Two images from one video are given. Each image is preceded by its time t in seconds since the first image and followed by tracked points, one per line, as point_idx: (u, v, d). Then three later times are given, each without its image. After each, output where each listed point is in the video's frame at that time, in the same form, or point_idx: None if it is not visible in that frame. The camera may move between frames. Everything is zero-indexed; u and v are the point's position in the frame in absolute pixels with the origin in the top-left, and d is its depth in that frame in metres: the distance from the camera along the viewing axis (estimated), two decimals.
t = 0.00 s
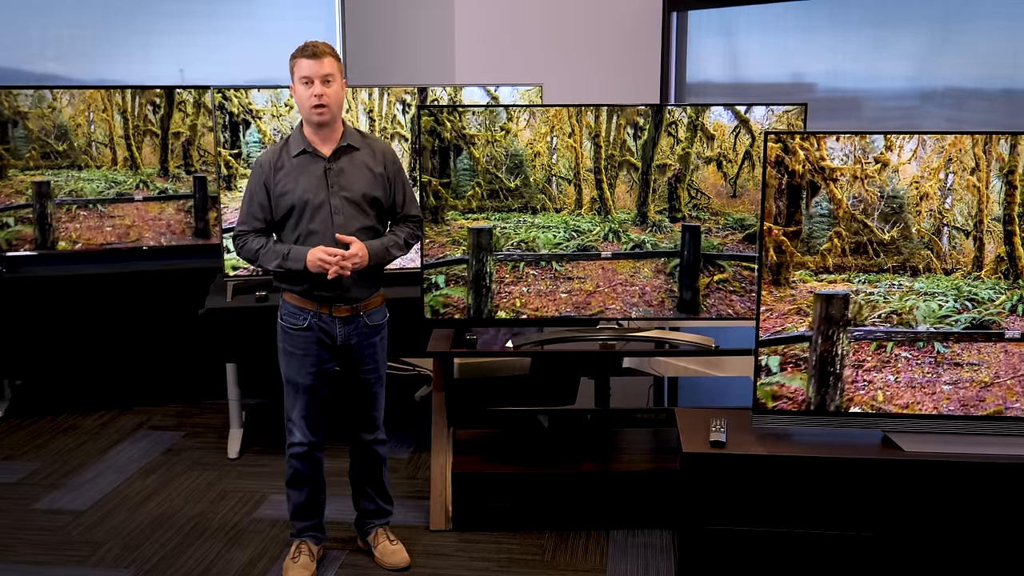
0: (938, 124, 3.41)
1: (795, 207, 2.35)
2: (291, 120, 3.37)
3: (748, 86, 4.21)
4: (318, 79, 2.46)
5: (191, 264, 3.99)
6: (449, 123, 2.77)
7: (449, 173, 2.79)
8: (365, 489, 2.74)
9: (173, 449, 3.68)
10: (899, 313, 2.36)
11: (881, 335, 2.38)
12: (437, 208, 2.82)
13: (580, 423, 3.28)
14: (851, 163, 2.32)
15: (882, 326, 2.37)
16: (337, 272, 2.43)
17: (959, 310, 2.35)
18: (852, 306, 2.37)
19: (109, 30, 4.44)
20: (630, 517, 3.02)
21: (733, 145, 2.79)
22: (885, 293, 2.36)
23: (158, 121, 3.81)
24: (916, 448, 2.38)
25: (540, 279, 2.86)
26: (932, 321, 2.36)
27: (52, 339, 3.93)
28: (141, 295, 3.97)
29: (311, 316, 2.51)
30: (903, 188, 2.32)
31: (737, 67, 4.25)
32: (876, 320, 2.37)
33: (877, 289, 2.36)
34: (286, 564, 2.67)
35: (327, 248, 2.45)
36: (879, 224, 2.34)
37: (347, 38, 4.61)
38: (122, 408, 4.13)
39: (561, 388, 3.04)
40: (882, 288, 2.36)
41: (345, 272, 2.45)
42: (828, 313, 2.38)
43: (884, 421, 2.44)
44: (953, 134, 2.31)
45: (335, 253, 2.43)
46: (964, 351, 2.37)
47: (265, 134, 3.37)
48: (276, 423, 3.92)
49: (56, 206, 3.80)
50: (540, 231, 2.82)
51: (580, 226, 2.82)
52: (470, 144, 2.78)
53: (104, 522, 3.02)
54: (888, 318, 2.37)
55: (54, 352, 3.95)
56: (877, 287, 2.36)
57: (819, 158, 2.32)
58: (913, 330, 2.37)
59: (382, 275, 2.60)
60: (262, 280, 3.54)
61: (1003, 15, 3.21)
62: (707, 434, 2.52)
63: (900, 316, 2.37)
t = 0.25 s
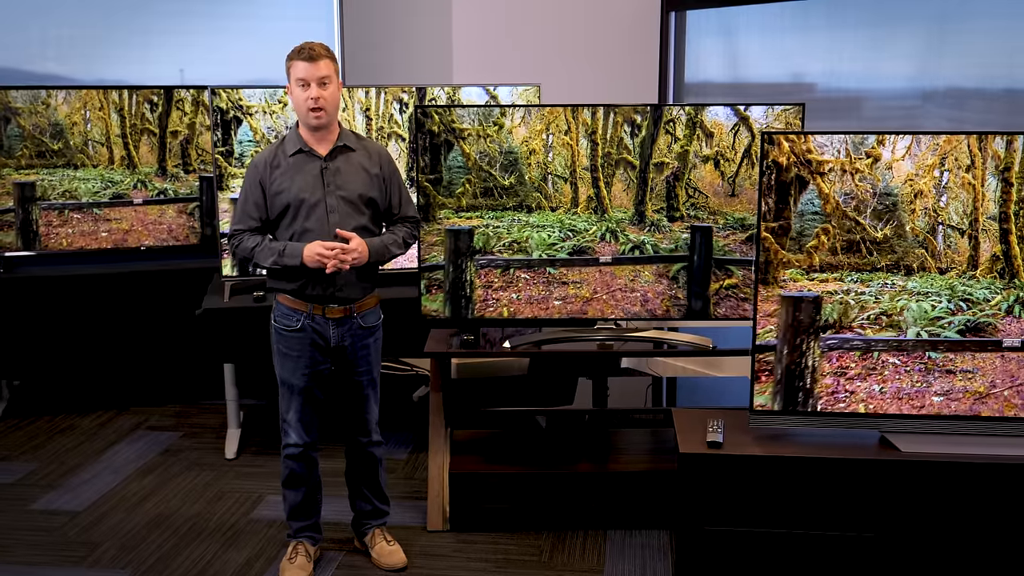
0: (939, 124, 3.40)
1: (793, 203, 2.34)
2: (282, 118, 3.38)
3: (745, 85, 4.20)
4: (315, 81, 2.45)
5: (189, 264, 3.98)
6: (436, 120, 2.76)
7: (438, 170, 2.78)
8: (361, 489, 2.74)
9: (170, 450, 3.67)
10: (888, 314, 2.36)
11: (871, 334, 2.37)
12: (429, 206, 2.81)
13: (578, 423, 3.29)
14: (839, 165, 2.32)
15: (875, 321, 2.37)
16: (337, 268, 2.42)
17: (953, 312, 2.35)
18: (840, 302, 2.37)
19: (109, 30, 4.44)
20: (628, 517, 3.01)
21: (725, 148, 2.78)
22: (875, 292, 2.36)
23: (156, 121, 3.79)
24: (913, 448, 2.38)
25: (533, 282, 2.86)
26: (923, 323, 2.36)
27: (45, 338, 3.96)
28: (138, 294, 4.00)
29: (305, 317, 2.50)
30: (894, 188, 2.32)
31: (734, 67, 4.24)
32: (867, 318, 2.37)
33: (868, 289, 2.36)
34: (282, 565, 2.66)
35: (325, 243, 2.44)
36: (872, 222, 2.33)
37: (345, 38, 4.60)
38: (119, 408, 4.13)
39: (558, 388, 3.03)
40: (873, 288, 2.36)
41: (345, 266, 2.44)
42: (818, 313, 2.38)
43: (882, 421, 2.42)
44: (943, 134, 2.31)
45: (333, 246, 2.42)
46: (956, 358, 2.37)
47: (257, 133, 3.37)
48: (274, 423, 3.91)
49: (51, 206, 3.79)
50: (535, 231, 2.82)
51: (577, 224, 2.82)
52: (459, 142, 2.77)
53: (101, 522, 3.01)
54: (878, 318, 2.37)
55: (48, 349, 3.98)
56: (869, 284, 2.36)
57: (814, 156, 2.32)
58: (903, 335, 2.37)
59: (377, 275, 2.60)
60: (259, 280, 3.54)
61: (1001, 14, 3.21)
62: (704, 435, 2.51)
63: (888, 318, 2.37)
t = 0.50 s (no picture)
0: (939, 124, 3.40)
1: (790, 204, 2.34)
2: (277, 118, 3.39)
3: (743, 85, 4.20)
4: (311, 80, 2.45)
5: (186, 264, 3.98)
6: (430, 121, 2.76)
7: (431, 170, 2.78)
8: (358, 490, 2.74)
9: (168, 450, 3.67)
10: (880, 317, 2.37)
11: (866, 338, 2.38)
12: (424, 207, 2.80)
13: (574, 421, 3.35)
14: (834, 163, 2.32)
15: (869, 322, 2.38)
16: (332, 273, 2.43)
17: (947, 315, 2.36)
18: (833, 302, 2.37)
19: (109, 30, 4.43)
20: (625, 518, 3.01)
21: (722, 148, 2.77)
22: (868, 296, 2.36)
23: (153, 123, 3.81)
24: (910, 449, 2.38)
25: (528, 280, 2.85)
26: (917, 327, 2.37)
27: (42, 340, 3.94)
28: (135, 294, 3.97)
29: (300, 317, 2.50)
30: (890, 189, 2.32)
31: (732, 67, 4.24)
32: (860, 321, 2.38)
33: (861, 291, 2.36)
34: (279, 565, 2.66)
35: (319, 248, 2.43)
36: (867, 221, 2.33)
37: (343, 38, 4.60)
38: (117, 408, 4.13)
39: (555, 389, 3.04)
40: (867, 289, 2.36)
41: (340, 272, 2.44)
42: (812, 315, 2.38)
43: (879, 421, 2.41)
44: (938, 134, 2.31)
45: (329, 251, 2.42)
46: (949, 368, 2.37)
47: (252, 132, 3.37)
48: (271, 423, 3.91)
49: (46, 210, 3.80)
50: (531, 231, 2.82)
51: (575, 224, 2.82)
52: (453, 142, 2.76)
53: (98, 523, 3.01)
54: (869, 321, 2.38)
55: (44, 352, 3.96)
56: (864, 284, 2.36)
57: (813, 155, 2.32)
58: (894, 340, 2.38)
59: (371, 276, 2.60)
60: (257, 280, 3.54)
61: (999, 14, 3.21)
62: (701, 435, 2.51)
63: (882, 319, 2.37)
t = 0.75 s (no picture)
0: (939, 124, 3.39)
1: (789, 205, 2.32)
2: (275, 117, 3.37)
3: (743, 85, 4.19)
4: (297, 76, 2.45)
5: (184, 264, 3.98)
6: (424, 124, 2.75)
7: (426, 172, 2.77)
8: (354, 491, 2.73)
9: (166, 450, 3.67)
10: (874, 318, 2.36)
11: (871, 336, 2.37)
12: (420, 209, 2.80)
13: (573, 423, 3.36)
14: (833, 163, 2.31)
15: (865, 324, 2.37)
16: (327, 270, 2.39)
17: (944, 318, 2.35)
18: (827, 301, 2.37)
19: (109, 30, 4.42)
20: (623, 519, 3.01)
21: (719, 150, 2.77)
22: (864, 296, 2.36)
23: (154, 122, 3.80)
24: (907, 450, 2.37)
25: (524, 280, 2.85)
26: (910, 332, 2.36)
27: (39, 340, 3.95)
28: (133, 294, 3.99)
29: (294, 319, 2.49)
30: (888, 190, 2.31)
31: (731, 67, 4.24)
32: (855, 323, 2.37)
33: (856, 292, 2.36)
34: (276, 566, 2.65)
35: (312, 250, 2.42)
36: (864, 221, 2.32)
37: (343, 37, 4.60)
38: (115, 409, 4.12)
39: (554, 390, 3.02)
40: (863, 290, 2.35)
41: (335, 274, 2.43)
42: (802, 311, 2.38)
43: (875, 422, 2.41)
44: (936, 135, 2.30)
45: (321, 255, 2.40)
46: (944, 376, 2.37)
47: (249, 132, 3.37)
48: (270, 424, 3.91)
49: (41, 212, 3.78)
50: (528, 233, 2.82)
51: (574, 224, 2.81)
52: (449, 144, 2.75)
53: (95, 523, 3.01)
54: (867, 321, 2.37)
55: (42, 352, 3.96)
56: (861, 284, 2.35)
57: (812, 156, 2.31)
58: (886, 346, 2.37)
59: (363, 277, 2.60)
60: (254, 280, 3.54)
61: (998, 14, 3.21)
62: (698, 436, 2.51)
63: (878, 322, 2.37)
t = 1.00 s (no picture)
0: (938, 124, 3.39)
1: (789, 206, 2.33)
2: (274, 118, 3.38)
3: (741, 85, 4.19)
4: (290, 82, 2.44)
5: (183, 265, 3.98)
6: (421, 125, 2.75)
7: (423, 173, 2.78)
8: (351, 491, 2.73)
9: (164, 450, 3.67)
10: (872, 320, 2.36)
11: (865, 334, 2.37)
12: (418, 211, 2.80)
13: (573, 424, 3.31)
14: (832, 165, 2.31)
15: (861, 330, 2.37)
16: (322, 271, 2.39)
17: (942, 323, 2.35)
18: (822, 304, 2.37)
19: (109, 30, 4.42)
20: (622, 519, 3.00)
21: (719, 151, 2.77)
22: (858, 299, 2.36)
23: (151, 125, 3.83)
24: (904, 450, 2.37)
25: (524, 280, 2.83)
26: (904, 341, 2.36)
27: (37, 341, 3.93)
28: (130, 295, 3.98)
29: (287, 320, 2.49)
30: (885, 194, 2.31)
31: (730, 66, 4.24)
32: (852, 326, 2.37)
33: (849, 295, 2.36)
34: (273, 567, 2.65)
35: (307, 251, 2.41)
36: (863, 222, 2.32)
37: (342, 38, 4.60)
38: (113, 409, 4.12)
39: (552, 390, 3.05)
40: (857, 293, 2.35)
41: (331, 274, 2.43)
42: (796, 313, 2.38)
43: (873, 423, 2.40)
44: (934, 136, 2.30)
45: (316, 256, 2.39)
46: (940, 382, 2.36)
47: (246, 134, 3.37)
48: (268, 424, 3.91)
49: (39, 215, 3.79)
50: (526, 236, 2.81)
51: (573, 225, 2.80)
52: (447, 146, 2.76)
53: (93, 524, 3.01)
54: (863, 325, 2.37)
55: (40, 352, 3.94)
56: (858, 287, 2.35)
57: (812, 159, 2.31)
58: (876, 354, 2.38)
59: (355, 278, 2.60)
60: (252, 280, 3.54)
61: (996, 15, 3.21)
62: (695, 437, 2.51)
63: (870, 328, 2.37)
